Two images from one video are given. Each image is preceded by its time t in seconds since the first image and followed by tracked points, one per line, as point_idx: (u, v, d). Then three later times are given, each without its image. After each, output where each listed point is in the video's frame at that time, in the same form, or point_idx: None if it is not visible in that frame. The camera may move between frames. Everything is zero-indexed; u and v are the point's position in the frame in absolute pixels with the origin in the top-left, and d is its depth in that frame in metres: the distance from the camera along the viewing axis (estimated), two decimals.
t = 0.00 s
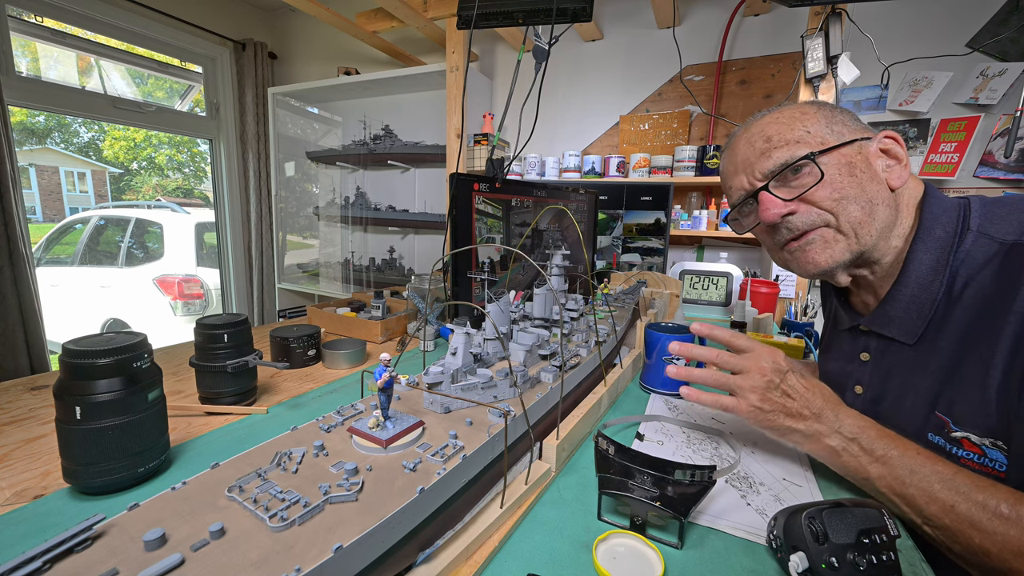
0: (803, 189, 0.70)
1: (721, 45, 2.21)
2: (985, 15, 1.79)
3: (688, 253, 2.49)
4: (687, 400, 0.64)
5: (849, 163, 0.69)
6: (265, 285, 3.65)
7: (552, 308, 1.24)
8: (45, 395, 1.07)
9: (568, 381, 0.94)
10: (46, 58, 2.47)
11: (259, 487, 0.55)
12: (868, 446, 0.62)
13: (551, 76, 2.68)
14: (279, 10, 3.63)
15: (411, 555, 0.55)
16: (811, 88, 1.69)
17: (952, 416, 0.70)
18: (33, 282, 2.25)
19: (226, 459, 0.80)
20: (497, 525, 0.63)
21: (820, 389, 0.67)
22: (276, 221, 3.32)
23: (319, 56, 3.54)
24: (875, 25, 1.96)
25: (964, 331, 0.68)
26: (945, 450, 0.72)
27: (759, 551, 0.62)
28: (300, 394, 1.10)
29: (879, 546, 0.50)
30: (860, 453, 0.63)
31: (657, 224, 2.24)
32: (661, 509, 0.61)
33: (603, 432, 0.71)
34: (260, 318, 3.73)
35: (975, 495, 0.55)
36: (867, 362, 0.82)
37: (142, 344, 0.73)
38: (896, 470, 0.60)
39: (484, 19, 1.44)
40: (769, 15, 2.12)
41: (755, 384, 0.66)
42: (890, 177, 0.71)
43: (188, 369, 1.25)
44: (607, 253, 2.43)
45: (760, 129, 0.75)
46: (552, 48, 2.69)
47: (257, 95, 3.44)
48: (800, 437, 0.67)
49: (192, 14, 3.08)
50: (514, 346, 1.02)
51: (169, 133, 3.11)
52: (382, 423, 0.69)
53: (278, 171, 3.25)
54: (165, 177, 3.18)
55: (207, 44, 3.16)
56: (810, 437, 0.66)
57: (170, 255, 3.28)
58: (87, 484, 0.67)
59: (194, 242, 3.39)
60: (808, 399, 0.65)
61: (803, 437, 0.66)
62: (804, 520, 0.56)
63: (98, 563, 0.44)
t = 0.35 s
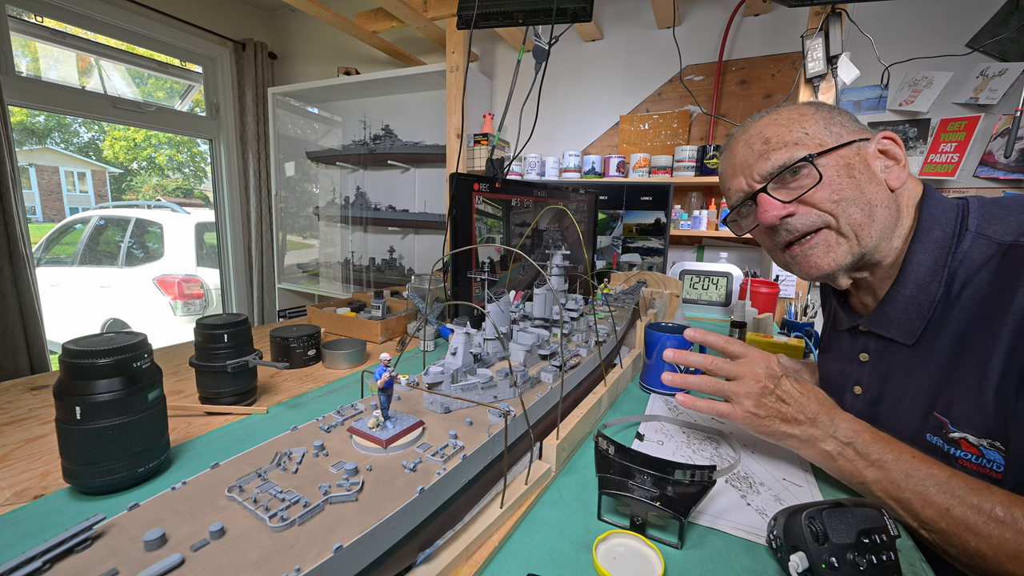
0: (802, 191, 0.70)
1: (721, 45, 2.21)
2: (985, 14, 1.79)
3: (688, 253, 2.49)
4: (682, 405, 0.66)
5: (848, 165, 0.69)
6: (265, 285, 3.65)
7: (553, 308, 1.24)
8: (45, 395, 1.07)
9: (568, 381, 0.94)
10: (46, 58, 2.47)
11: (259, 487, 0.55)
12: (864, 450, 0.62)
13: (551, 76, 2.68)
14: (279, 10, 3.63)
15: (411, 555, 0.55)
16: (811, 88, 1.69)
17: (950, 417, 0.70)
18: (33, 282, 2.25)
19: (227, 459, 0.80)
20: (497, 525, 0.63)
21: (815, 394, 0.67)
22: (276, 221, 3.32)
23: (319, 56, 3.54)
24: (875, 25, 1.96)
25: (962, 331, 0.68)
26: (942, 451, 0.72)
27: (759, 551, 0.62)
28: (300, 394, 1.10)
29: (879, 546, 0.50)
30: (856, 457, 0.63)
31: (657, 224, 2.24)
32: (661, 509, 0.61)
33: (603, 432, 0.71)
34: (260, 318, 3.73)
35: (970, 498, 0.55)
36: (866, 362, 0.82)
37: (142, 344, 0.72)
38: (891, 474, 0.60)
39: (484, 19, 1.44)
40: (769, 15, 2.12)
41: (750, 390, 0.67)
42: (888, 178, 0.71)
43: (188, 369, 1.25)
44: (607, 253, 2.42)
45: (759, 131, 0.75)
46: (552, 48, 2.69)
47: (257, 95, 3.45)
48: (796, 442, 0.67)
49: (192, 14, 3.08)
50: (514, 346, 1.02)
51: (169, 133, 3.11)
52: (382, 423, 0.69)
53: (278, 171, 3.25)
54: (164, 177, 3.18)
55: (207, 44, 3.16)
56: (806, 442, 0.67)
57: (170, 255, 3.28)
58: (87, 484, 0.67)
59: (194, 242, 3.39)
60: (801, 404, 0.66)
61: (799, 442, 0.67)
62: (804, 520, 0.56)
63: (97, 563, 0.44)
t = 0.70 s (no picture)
0: (799, 192, 0.70)
1: (721, 45, 2.21)
2: (985, 14, 1.79)
3: (688, 253, 2.49)
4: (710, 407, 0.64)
5: (845, 166, 0.69)
6: (265, 285, 3.65)
7: (552, 308, 1.24)
8: (45, 395, 1.07)
9: (567, 381, 0.94)
10: (46, 58, 2.47)
11: (259, 487, 0.55)
12: (902, 468, 0.56)
13: (551, 76, 2.68)
14: (279, 10, 3.63)
15: (411, 555, 0.55)
16: (811, 88, 1.69)
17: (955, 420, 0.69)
18: (33, 282, 2.25)
19: (227, 459, 0.80)
20: (497, 525, 0.63)
21: (846, 408, 0.62)
22: (276, 221, 3.32)
23: (319, 56, 3.54)
24: (875, 25, 1.96)
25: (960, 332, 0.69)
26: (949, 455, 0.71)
27: (759, 551, 0.62)
28: (300, 394, 1.10)
29: (879, 547, 0.50)
30: (894, 476, 0.57)
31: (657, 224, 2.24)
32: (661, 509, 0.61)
33: (602, 432, 0.71)
34: (260, 318, 3.73)
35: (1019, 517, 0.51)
36: (865, 363, 0.82)
37: (142, 344, 0.72)
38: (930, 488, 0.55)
39: (484, 19, 1.44)
40: (769, 15, 2.12)
41: (784, 400, 0.59)
42: (885, 179, 0.71)
43: (188, 369, 1.25)
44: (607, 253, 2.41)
45: (756, 132, 0.75)
46: (552, 48, 2.69)
47: (257, 95, 3.45)
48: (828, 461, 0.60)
49: (192, 14, 3.08)
50: (514, 346, 1.02)
51: (169, 133, 3.11)
52: (382, 423, 0.69)
53: (278, 171, 3.25)
54: (164, 177, 3.18)
55: (207, 44, 3.16)
56: (839, 461, 0.60)
57: (170, 255, 3.28)
58: (87, 484, 0.68)
59: (194, 242, 3.39)
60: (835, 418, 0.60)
61: (833, 461, 0.59)
62: (804, 520, 0.56)
63: (97, 563, 0.44)
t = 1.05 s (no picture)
0: (804, 191, 0.70)
1: (721, 45, 2.21)
2: (986, 14, 1.78)
3: (688, 253, 2.49)
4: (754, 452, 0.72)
5: (850, 165, 0.69)
6: (265, 285, 3.65)
7: (553, 308, 1.24)
8: (44, 395, 1.07)
9: (568, 380, 0.94)
10: (46, 58, 2.47)
11: (258, 487, 0.55)
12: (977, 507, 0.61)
13: (550, 76, 2.68)
14: (279, 10, 3.63)
15: (411, 555, 0.55)
16: (811, 88, 1.69)
17: (976, 426, 0.69)
18: (33, 283, 2.25)
19: (226, 459, 0.80)
20: (497, 525, 0.63)
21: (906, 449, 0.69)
22: (276, 221, 3.32)
23: (319, 56, 3.54)
24: (875, 25, 1.96)
25: (966, 332, 0.69)
26: (972, 462, 0.70)
27: (759, 551, 0.62)
28: (300, 394, 1.10)
29: (879, 546, 0.50)
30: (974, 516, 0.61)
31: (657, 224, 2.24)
32: (660, 509, 0.61)
33: (603, 432, 0.71)
34: (260, 318, 3.73)
35: None
36: (866, 364, 0.82)
37: (142, 344, 0.72)
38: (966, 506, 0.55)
39: (484, 19, 1.44)
40: (769, 15, 2.12)
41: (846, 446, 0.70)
42: (890, 179, 0.72)
43: (188, 369, 1.25)
44: (607, 253, 2.41)
45: (760, 131, 0.75)
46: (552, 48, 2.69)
47: (257, 95, 3.45)
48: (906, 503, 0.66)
49: (192, 13, 3.08)
50: (514, 346, 1.02)
51: (169, 133, 3.11)
52: (382, 423, 0.69)
53: (278, 171, 3.25)
54: (165, 177, 3.18)
55: (207, 44, 3.16)
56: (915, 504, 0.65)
57: (170, 255, 3.28)
58: (87, 484, 0.67)
59: (194, 242, 3.39)
60: (902, 459, 0.67)
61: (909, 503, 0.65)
62: (804, 520, 0.56)
63: (98, 563, 0.44)
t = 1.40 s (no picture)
0: (804, 190, 0.70)
1: (721, 45, 2.21)
2: (987, 13, 1.78)
3: (688, 253, 2.49)
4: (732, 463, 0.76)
5: (850, 165, 0.69)
6: (265, 285, 3.65)
7: (553, 308, 1.24)
8: (44, 395, 1.07)
9: (568, 380, 0.94)
10: (46, 58, 2.47)
11: (259, 487, 0.55)
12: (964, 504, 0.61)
13: (550, 76, 2.68)
14: (279, 10, 3.63)
15: (411, 555, 0.55)
16: (811, 88, 1.69)
17: (969, 423, 0.69)
18: (33, 283, 2.25)
19: (226, 459, 0.80)
20: (497, 525, 0.63)
21: (887, 448, 0.70)
22: (276, 221, 3.32)
23: (319, 56, 3.54)
24: (875, 25, 1.96)
25: (964, 330, 0.69)
26: (963, 459, 0.70)
27: (759, 551, 0.62)
28: (300, 394, 1.10)
29: (879, 546, 0.50)
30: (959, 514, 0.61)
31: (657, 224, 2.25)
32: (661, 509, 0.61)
33: (603, 432, 0.71)
34: (260, 318, 3.73)
35: None
36: (866, 362, 0.82)
37: (142, 344, 0.72)
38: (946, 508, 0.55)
39: (484, 19, 1.44)
40: (769, 15, 2.12)
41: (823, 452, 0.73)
42: (891, 178, 0.72)
43: (188, 369, 1.25)
44: (607, 253, 2.41)
45: (761, 130, 0.75)
46: (552, 48, 2.69)
47: (257, 95, 3.45)
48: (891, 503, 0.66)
49: (192, 14, 3.08)
50: (515, 346, 1.02)
51: (169, 133, 3.11)
52: (382, 423, 0.69)
53: (278, 171, 3.25)
54: (165, 177, 3.18)
55: (207, 43, 3.16)
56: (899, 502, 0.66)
57: (170, 255, 3.28)
58: (87, 484, 0.67)
59: (194, 242, 3.39)
60: (880, 458, 0.69)
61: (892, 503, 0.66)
62: (804, 520, 0.56)
63: (98, 563, 0.44)
